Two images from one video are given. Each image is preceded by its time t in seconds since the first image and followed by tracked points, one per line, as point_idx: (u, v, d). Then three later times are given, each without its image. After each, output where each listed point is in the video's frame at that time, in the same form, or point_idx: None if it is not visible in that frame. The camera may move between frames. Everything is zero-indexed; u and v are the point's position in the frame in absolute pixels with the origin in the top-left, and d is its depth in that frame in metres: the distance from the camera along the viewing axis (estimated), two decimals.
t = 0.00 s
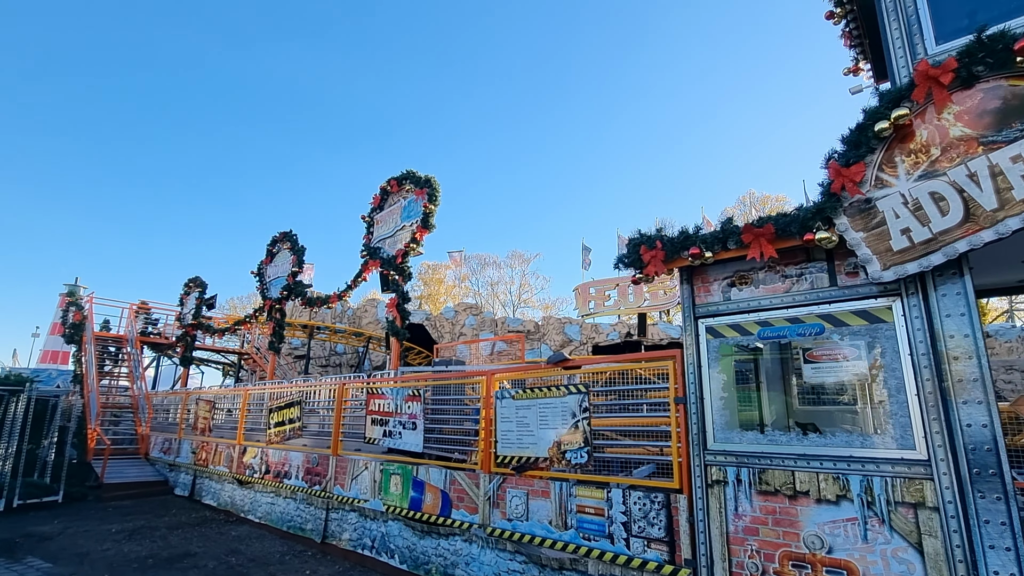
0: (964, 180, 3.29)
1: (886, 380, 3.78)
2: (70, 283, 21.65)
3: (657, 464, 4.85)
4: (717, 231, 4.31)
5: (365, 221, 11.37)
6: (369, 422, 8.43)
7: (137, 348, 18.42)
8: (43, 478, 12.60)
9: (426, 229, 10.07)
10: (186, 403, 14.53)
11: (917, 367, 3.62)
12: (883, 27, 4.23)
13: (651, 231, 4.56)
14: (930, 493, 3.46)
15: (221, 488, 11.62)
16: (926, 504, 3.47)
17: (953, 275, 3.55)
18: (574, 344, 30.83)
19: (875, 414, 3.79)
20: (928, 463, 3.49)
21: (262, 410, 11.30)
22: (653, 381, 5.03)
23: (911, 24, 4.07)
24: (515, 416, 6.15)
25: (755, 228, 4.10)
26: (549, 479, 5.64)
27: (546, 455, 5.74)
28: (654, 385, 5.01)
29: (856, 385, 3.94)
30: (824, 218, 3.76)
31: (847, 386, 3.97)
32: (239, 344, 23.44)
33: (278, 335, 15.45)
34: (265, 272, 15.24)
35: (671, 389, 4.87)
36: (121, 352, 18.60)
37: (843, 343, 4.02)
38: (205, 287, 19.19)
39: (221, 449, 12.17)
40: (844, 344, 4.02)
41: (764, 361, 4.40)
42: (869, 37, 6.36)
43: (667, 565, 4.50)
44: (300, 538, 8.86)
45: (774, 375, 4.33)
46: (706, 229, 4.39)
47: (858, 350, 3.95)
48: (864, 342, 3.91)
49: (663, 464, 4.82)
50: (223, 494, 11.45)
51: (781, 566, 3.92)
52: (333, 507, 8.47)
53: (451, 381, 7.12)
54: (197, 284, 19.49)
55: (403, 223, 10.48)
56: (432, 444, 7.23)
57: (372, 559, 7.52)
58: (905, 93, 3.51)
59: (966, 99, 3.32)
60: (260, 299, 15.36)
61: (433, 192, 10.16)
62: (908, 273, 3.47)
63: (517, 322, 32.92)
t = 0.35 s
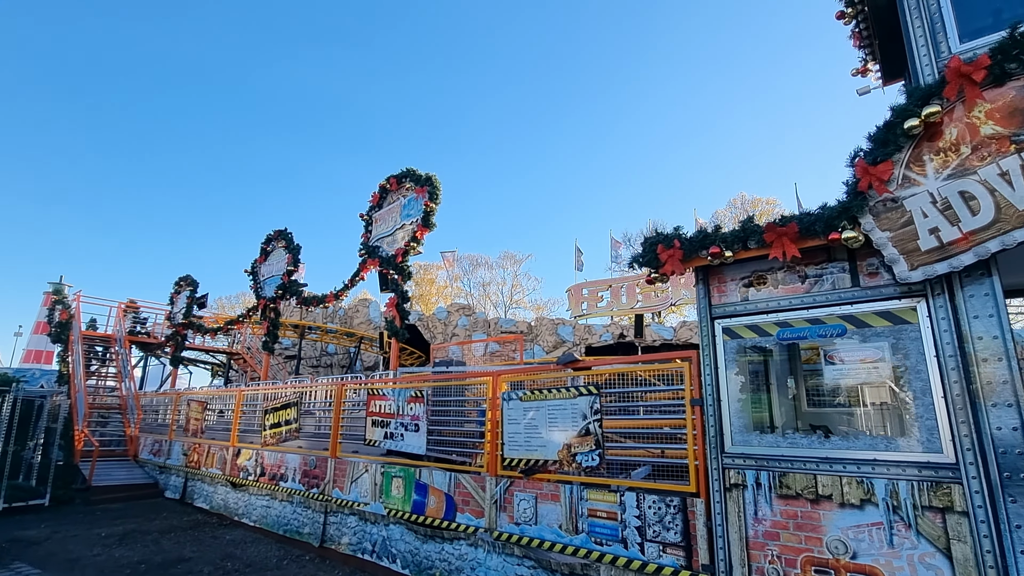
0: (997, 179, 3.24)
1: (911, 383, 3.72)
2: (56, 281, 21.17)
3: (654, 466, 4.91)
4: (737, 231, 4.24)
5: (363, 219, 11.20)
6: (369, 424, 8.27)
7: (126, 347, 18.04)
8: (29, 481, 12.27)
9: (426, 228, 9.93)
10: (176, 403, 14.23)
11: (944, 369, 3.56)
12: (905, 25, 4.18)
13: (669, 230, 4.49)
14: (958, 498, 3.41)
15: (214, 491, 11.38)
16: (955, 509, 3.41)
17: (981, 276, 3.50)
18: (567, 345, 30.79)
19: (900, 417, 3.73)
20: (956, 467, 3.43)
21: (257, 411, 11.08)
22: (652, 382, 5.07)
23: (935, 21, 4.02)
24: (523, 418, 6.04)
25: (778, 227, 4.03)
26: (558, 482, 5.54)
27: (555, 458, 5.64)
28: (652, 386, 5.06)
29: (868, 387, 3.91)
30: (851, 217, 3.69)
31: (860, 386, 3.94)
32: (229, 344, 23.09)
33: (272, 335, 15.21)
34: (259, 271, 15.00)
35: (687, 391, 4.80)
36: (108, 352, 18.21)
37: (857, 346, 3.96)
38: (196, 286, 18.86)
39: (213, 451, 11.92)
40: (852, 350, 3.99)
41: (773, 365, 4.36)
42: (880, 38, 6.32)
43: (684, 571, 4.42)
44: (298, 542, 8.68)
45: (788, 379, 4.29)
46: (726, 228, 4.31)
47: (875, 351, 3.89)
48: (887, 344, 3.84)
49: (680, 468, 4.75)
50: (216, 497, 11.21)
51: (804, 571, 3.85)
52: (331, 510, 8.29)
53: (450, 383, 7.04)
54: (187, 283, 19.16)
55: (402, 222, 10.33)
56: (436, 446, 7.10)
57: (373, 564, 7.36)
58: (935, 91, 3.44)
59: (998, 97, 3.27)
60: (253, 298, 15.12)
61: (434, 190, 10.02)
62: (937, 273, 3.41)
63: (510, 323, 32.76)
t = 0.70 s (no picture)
0: None
1: (934, 379, 3.64)
2: (42, 280, 20.70)
3: (650, 465, 4.90)
4: (754, 224, 4.15)
5: (360, 216, 11.03)
6: (368, 424, 8.10)
7: (114, 347, 17.69)
8: (14, 484, 11.95)
9: (425, 224, 9.78)
10: (167, 404, 13.94)
11: (969, 365, 3.48)
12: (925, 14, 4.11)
13: (683, 224, 4.38)
14: (985, 497, 3.33)
15: (206, 493, 11.14)
16: (981, 508, 3.34)
17: (1006, 270, 3.43)
18: (561, 345, 30.71)
19: (922, 416, 3.64)
20: (982, 466, 3.35)
21: (251, 411, 10.85)
22: (649, 381, 5.04)
23: (955, 10, 3.95)
24: (528, 417, 5.91)
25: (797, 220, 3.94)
26: (566, 483, 5.41)
27: (563, 458, 5.52)
28: (653, 384, 5.02)
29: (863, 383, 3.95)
30: (873, 209, 3.61)
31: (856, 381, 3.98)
32: (219, 344, 22.75)
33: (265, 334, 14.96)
34: (252, 269, 14.75)
35: (700, 389, 4.73)
36: (96, 352, 17.83)
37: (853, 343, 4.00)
38: (187, 284, 18.55)
39: (205, 453, 11.67)
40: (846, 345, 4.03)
41: (782, 362, 4.31)
42: (887, 33, 6.28)
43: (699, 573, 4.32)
44: (294, 546, 8.48)
45: (793, 376, 4.26)
46: (742, 221, 4.22)
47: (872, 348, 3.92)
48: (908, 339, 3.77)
49: (694, 467, 4.69)
50: (209, 499, 10.98)
51: (823, 573, 3.76)
52: (329, 512, 8.12)
53: (450, 382, 6.89)
54: (178, 282, 18.84)
55: (400, 219, 10.16)
56: (437, 446, 6.95)
57: (372, 568, 7.20)
58: (962, 80, 3.36)
59: None
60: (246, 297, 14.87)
61: (433, 186, 9.88)
62: (963, 267, 3.33)
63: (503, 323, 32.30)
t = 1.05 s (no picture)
0: None
1: (975, 376, 3.44)
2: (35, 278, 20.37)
3: (654, 465, 4.81)
4: (783, 213, 3.96)
5: (361, 211, 10.81)
6: (371, 424, 7.87)
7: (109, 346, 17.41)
8: (6, 486, 11.67)
9: (429, 220, 9.56)
10: (163, 404, 13.67)
11: (1014, 360, 3.29)
12: None
13: (707, 214, 4.20)
14: None
15: (203, 495, 10.90)
16: None
17: None
18: (561, 344, 30.48)
19: (965, 411, 3.46)
20: None
21: (249, 411, 10.61)
22: (653, 379, 4.93)
23: None
24: (539, 416, 5.70)
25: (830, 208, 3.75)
26: (580, 484, 5.22)
27: (576, 458, 5.31)
28: (671, 382, 4.83)
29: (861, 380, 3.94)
30: (913, 195, 3.42)
31: (858, 377, 3.95)
32: (216, 343, 22.46)
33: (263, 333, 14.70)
34: (250, 267, 14.50)
35: (723, 387, 4.53)
36: (91, 351, 17.54)
37: (852, 342, 3.96)
38: (183, 282, 18.29)
39: (202, 453, 11.43)
40: (848, 343, 3.99)
41: (801, 361, 4.15)
42: (908, 21, 6.11)
43: None
44: (294, 549, 8.27)
45: (809, 374, 4.11)
46: (770, 211, 4.03)
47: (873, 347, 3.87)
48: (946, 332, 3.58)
49: (716, 469, 4.49)
50: (206, 501, 10.74)
51: None
52: (330, 514, 7.90)
53: (455, 380, 6.70)
54: (174, 280, 18.57)
55: (403, 214, 9.95)
56: (443, 446, 6.73)
57: (376, 572, 6.98)
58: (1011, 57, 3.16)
59: None
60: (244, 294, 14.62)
61: (437, 180, 9.66)
62: (1012, 255, 3.13)
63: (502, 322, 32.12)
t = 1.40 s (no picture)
0: None
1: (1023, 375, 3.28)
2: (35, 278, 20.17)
3: (661, 465, 4.74)
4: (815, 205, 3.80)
5: (365, 208, 10.64)
6: (377, 425, 7.68)
7: (109, 346, 17.23)
8: (4, 488, 11.49)
9: (435, 216, 9.38)
10: (163, 404, 13.49)
11: None
12: None
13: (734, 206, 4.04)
14: None
15: (205, 497, 10.73)
16: None
17: None
18: (562, 344, 30.30)
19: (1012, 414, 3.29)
20: None
21: (252, 411, 10.42)
22: (666, 378, 4.78)
23: None
24: (553, 417, 5.52)
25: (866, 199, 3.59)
26: (596, 487, 5.05)
27: (593, 461, 5.14)
28: (694, 381, 4.66)
29: (866, 380, 3.83)
30: (957, 185, 3.25)
31: (865, 377, 3.83)
32: (216, 343, 22.27)
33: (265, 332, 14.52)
34: (252, 265, 14.32)
35: (749, 386, 4.35)
36: (91, 352, 17.35)
37: (857, 342, 3.87)
38: (184, 282, 18.12)
39: (204, 455, 11.24)
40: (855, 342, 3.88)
41: (826, 361, 3.96)
42: (931, 10, 5.95)
43: None
44: (298, 552, 8.09)
45: (831, 374, 3.93)
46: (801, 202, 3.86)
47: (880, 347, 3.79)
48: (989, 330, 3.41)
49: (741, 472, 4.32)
50: (208, 503, 10.56)
51: None
52: (336, 518, 7.72)
53: (465, 379, 6.51)
54: (175, 279, 18.39)
55: (409, 211, 9.77)
56: (453, 448, 6.55)
57: None
58: None
59: None
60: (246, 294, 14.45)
61: (443, 177, 9.48)
62: None
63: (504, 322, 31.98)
